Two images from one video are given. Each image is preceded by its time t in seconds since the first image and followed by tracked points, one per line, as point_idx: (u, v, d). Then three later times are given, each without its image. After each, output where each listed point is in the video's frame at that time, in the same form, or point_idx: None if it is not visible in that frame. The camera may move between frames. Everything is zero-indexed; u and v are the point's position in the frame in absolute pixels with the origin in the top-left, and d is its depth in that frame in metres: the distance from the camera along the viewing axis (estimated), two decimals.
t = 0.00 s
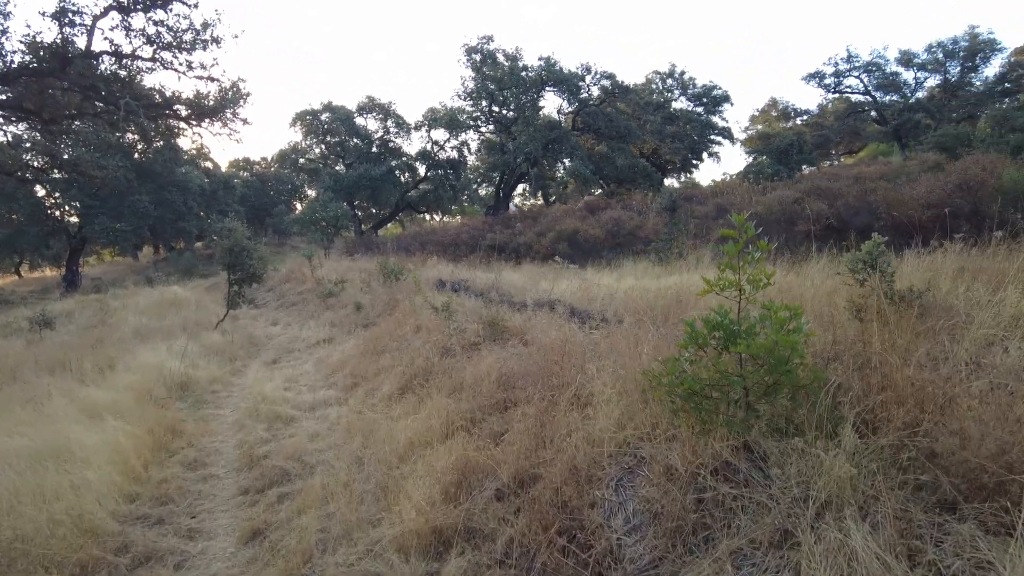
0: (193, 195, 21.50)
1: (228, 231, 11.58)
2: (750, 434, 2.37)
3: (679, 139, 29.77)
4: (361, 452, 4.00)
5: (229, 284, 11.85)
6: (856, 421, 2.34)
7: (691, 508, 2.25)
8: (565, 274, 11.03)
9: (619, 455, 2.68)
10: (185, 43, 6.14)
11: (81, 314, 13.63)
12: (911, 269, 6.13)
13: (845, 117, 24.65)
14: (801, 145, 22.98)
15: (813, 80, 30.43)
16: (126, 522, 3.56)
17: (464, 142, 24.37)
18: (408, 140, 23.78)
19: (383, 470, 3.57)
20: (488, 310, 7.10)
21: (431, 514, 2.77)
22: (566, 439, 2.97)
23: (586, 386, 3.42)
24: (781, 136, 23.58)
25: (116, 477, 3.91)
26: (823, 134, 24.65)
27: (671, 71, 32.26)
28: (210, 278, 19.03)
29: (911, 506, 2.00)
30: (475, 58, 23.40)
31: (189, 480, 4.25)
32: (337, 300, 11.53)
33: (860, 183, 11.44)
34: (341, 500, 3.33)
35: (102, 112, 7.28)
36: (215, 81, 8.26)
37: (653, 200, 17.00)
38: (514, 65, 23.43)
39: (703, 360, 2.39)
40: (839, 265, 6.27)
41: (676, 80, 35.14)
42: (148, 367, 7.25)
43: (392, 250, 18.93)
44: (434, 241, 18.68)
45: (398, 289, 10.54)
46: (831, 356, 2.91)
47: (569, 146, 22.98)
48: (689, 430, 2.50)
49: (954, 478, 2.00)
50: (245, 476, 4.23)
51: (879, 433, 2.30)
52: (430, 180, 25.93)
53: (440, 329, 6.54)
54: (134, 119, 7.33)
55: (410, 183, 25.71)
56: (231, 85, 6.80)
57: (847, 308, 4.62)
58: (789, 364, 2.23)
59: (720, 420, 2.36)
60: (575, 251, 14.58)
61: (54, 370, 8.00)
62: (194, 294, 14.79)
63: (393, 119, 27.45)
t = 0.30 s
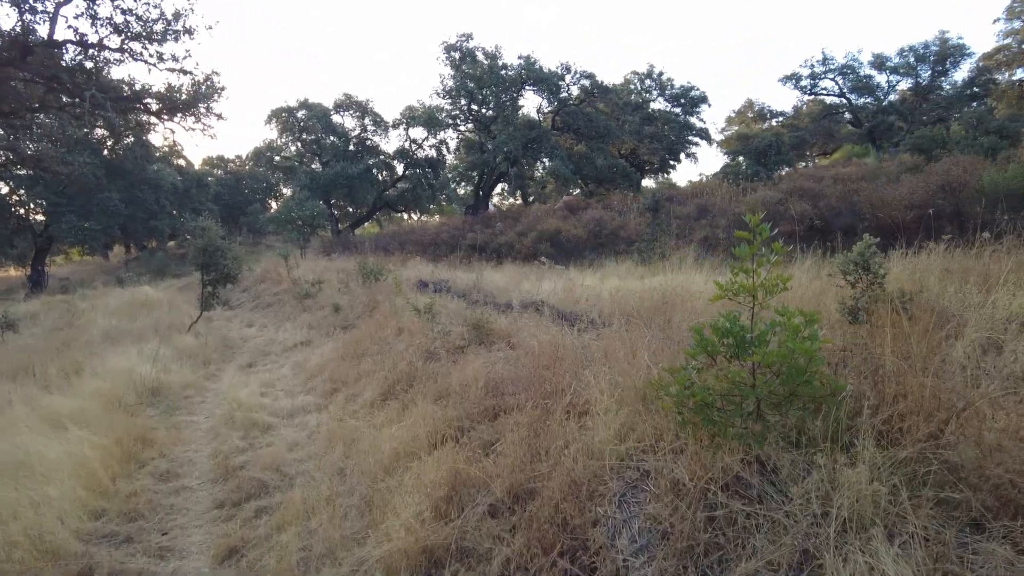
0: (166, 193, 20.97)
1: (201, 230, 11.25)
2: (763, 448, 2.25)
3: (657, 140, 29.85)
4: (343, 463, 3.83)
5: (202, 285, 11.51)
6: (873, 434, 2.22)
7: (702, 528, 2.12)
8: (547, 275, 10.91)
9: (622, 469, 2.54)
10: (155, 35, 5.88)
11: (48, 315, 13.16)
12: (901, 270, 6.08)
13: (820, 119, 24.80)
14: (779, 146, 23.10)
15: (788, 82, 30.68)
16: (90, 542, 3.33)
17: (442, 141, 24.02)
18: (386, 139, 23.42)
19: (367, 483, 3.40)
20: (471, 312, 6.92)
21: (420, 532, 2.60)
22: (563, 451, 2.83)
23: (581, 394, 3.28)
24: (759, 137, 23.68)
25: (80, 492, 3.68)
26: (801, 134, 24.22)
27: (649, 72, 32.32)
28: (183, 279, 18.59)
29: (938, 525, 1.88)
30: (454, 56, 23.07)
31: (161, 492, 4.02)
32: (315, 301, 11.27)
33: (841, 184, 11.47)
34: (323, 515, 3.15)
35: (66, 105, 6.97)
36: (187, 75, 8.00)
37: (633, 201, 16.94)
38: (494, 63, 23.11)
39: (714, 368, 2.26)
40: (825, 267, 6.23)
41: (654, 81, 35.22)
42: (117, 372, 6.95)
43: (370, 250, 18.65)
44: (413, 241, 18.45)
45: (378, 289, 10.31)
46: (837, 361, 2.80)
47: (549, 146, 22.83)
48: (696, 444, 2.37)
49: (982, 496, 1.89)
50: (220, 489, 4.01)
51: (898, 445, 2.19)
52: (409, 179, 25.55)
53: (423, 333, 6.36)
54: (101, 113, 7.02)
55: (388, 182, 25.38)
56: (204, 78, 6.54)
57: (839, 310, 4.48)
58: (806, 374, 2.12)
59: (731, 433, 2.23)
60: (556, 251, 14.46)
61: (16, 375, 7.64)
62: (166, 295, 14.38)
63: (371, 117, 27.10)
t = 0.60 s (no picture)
0: (140, 192, 20.45)
1: (176, 229, 10.91)
2: (776, 454, 2.10)
3: (638, 140, 29.87)
4: (322, 471, 3.62)
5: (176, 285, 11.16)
6: (893, 438, 2.09)
7: (713, 543, 1.97)
8: (532, 275, 10.73)
9: (623, 477, 2.38)
10: (123, 23, 5.61)
11: (16, 318, 12.70)
12: (892, 267, 5.98)
13: (798, 120, 24.87)
14: (761, 145, 23.08)
15: (767, 84, 30.81)
16: (48, 561, 3.08)
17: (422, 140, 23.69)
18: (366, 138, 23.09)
19: (348, 493, 3.20)
20: (455, 312, 6.72)
21: (406, 547, 2.42)
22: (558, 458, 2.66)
23: (576, 396, 3.12)
24: (740, 137, 23.70)
25: (39, 506, 3.42)
26: (781, 136, 24.11)
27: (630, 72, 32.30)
28: (158, 280, 18.12)
29: (970, 537, 1.76)
30: (435, 55, 22.80)
31: (128, 502, 3.77)
32: (294, 301, 10.99)
33: (824, 183, 11.43)
34: (301, 529, 2.94)
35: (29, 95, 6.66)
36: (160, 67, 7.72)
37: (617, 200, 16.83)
38: (476, 62, 22.85)
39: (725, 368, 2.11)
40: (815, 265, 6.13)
41: (636, 81, 35.22)
42: (85, 376, 6.64)
43: (351, 250, 18.34)
44: (394, 240, 18.17)
45: (359, 289, 10.07)
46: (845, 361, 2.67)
47: (531, 145, 22.67)
48: (704, 450, 2.22)
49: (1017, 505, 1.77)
50: (191, 499, 3.77)
51: (920, 450, 2.06)
52: (389, 179, 25.15)
53: (405, 333, 6.16)
54: (67, 105, 6.72)
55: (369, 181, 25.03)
56: (176, 70, 6.28)
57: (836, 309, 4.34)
58: (825, 374, 1.98)
59: (743, 439, 2.09)
60: (540, 251, 14.30)
61: None
62: (139, 297, 13.98)
63: (351, 117, 26.72)
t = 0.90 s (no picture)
0: (92, 192, 19.63)
1: (127, 229, 10.39)
2: (776, 471, 1.94)
3: (605, 142, 29.88)
4: (279, 488, 3.35)
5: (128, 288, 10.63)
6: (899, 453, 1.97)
7: (714, 571, 1.80)
8: (500, 276, 10.50)
9: (610, 496, 2.20)
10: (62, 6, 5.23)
11: None
12: (864, 267, 5.92)
13: (761, 123, 25.10)
14: (726, 147, 23.23)
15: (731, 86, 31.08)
16: None
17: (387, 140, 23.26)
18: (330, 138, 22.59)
19: (306, 514, 2.94)
20: (421, 315, 6.47)
21: None
22: (536, 475, 2.47)
23: (553, 405, 2.92)
24: (706, 139, 23.85)
25: None
26: (744, 138, 24.28)
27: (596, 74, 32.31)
28: (111, 283, 17.38)
29: (994, 563, 1.64)
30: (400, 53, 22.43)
31: (63, 527, 3.44)
32: (254, 304, 10.57)
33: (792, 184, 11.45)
34: (253, 555, 2.67)
35: None
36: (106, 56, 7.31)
37: (585, 201, 16.71)
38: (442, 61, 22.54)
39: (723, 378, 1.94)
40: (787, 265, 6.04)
41: (602, 83, 35.26)
42: (24, 386, 6.19)
43: (314, 251, 17.88)
44: (359, 241, 17.76)
45: (322, 291, 9.72)
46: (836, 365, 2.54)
47: (498, 145, 22.45)
48: (698, 467, 2.05)
49: None
50: (135, 521, 3.45)
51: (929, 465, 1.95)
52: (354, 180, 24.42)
53: (370, 338, 5.88)
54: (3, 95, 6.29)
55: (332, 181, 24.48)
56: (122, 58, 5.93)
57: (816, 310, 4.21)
58: (833, 384, 1.82)
59: (742, 455, 1.92)
60: (508, 251, 14.09)
61: None
62: (89, 300, 13.33)
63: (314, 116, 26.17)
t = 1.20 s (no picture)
0: (14, 189, 18.48)
1: (51, 229, 9.76)
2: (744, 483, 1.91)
3: (553, 143, 29.97)
4: (217, 508, 3.13)
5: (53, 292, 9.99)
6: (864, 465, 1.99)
7: None
8: (450, 278, 10.33)
9: (575, 512, 2.15)
10: None
11: None
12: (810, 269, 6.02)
13: (704, 127, 25.60)
14: (672, 150, 23.58)
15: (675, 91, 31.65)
16: None
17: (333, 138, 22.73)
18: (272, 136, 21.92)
19: (246, 537, 2.74)
20: (368, 320, 6.25)
21: None
22: (496, 490, 2.37)
23: (511, 414, 2.83)
24: (651, 142, 24.18)
25: None
26: (688, 142, 24.72)
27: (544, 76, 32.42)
28: (35, 286, 16.38)
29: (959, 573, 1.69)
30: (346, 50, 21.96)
31: None
32: (190, 309, 10.09)
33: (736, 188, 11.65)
34: None
35: None
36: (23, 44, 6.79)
37: (534, 202, 16.67)
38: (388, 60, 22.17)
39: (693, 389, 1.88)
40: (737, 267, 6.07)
41: (550, 85, 35.39)
42: None
43: (255, 253, 17.29)
44: (303, 242, 17.27)
45: (264, 294, 9.35)
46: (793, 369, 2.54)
47: (446, 145, 22.23)
48: (665, 481, 2.03)
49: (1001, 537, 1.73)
50: (54, 548, 3.16)
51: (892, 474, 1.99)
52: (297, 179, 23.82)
53: (314, 344, 5.64)
54: None
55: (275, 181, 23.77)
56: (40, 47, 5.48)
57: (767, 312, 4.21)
58: (807, 395, 1.79)
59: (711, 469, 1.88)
60: (458, 253, 13.91)
61: None
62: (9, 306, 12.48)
63: (256, 113, 25.39)
